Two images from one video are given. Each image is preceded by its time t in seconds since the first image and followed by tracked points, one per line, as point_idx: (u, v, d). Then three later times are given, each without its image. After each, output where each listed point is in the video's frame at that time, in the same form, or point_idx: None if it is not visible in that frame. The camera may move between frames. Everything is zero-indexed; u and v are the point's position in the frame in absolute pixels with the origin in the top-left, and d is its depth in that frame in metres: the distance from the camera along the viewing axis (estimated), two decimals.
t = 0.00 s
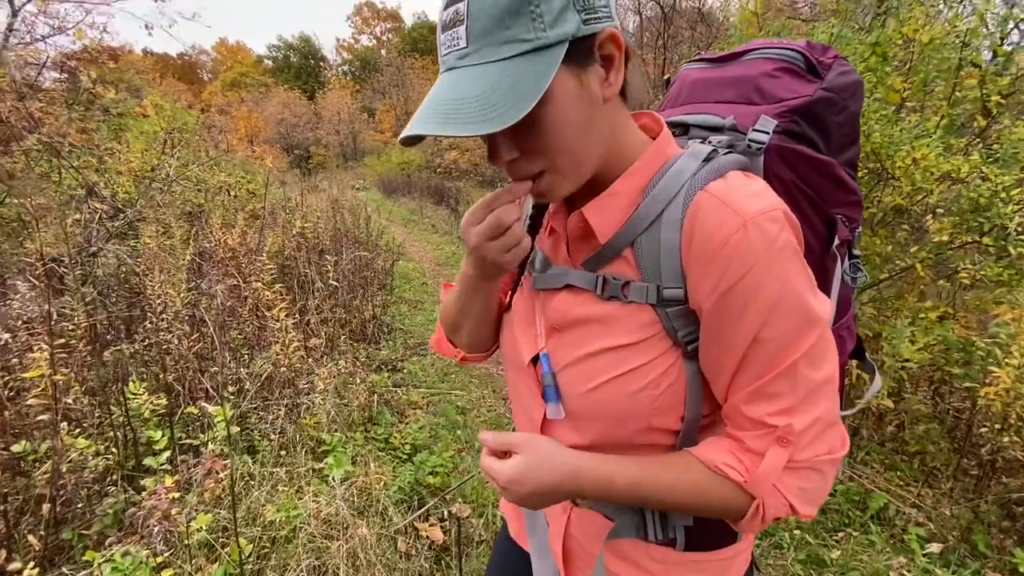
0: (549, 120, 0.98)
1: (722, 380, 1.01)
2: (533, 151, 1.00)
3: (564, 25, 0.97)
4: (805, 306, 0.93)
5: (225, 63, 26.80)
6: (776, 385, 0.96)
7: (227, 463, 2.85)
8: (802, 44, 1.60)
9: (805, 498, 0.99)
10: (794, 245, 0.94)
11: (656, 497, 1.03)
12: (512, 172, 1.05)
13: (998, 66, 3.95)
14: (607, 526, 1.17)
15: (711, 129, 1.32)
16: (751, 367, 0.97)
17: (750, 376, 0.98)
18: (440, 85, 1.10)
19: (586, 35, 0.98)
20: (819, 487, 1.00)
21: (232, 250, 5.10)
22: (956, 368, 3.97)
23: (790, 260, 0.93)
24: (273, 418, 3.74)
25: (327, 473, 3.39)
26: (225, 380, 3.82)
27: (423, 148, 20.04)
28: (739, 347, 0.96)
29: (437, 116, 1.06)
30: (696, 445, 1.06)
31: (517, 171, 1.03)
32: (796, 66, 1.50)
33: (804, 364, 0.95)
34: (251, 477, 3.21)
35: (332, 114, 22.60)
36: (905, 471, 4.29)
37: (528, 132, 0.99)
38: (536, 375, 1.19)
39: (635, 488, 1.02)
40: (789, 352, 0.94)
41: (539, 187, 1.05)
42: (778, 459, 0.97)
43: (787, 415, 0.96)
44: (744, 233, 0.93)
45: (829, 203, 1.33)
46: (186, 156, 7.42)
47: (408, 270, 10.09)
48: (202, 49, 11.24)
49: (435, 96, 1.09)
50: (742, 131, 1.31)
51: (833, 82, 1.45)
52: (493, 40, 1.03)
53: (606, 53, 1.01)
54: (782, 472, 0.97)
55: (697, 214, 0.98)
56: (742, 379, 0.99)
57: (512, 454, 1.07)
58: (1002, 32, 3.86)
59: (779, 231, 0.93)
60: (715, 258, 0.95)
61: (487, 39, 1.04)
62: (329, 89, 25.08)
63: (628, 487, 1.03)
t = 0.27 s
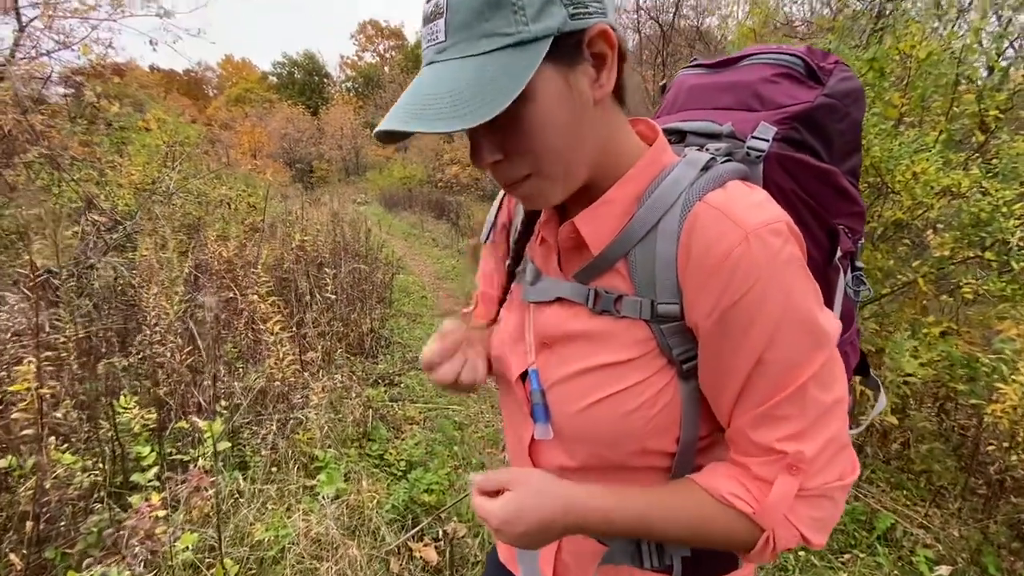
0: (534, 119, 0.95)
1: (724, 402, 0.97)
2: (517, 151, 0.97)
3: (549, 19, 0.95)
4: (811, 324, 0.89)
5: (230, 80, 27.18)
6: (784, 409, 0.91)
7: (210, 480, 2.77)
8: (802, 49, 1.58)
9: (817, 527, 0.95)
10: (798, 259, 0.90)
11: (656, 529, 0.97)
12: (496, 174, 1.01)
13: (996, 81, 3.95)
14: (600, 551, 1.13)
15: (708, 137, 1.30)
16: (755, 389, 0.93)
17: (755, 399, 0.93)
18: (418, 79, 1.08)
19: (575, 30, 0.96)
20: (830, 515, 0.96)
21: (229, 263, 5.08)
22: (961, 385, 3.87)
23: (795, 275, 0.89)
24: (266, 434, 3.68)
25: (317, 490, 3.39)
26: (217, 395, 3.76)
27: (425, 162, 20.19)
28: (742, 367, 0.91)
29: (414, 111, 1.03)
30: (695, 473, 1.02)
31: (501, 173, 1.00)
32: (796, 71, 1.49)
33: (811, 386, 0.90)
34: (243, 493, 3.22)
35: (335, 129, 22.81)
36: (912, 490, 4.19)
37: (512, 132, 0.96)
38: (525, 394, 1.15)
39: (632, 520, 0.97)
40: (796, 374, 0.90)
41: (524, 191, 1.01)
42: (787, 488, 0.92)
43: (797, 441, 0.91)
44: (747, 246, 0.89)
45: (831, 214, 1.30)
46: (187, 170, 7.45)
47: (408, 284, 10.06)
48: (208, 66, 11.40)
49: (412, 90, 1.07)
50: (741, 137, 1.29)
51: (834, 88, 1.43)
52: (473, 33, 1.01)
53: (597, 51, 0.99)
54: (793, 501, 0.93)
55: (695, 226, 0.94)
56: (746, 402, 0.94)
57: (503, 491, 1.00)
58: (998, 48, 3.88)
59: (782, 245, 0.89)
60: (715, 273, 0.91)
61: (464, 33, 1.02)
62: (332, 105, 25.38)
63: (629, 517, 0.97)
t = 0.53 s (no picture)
0: (524, 133, 0.94)
1: (715, 415, 0.94)
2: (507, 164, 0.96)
3: (540, 32, 0.95)
4: (803, 335, 0.87)
5: (235, 95, 27.48)
6: (776, 423, 0.89)
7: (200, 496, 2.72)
8: (794, 61, 1.58)
9: (812, 545, 0.92)
10: (789, 269, 0.88)
11: (644, 544, 0.95)
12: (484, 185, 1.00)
13: (992, 98, 3.98)
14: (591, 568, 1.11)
15: (699, 148, 1.30)
16: (747, 403, 0.90)
17: (747, 412, 0.91)
18: (407, 86, 1.07)
19: (568, 43, 0.95)
20: (825, 532, 0.93)
21: (228, 275, 5.06)
22: (964, 402, 3.81)
23: (786, 286, 0.88)
24: (260, 448, 3.63)
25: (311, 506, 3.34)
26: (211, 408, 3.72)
27: (426, 177, 20.32)
28: (733, 379, 0.89)
29: (402, 119, 1.03)
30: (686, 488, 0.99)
31: (489, 184, 1.00)
32: (787, 83, 1.48)
33: (803, 399, 0.88)
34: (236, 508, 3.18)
35: (338, 144, 23.00)
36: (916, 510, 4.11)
37: (502, 144, 0.95)
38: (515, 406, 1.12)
39: (622, 534, 0.95)
40: (789, 386, 0.88)
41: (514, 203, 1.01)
42: (780, 504, 0.90)
43: (790, 455, 0.89)
44: (737, 257, 0.88)
45: (823, 225, 1.28)
46: (188, 183, 7.48)
47: (407, 298, 10.04)
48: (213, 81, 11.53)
49: (401, 97, 1.06)
50: (731, 149, 1.29)
51: (825, 100, 1.43)
52: (463, 42, 1.00)
53: (590, 66, 0.98)
54: (786, 517, 0.90)
55: (685, 236, 0.92)
56: (738, 415, 0.92)
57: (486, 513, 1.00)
58: (994, 66, 3.91)
59: (773, 256, 0.88)
60: (705, 285, 0.89)
61: (455, 42, 1.01)
62: (335, 121, 25.64)
63: (615, 532, 0.95)
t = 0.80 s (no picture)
0: (524, 140, 0.94)
1: (713, 420, 0.92)
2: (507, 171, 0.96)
3: (542, 42, 0.94)
4: (801, 339, 0.85)
5: (239, 108, 27.77)
6: (774, 426, 0.86)
7: (197, 509, 2.69)
8: (789, 72, 1.59)
9: (811, 553, 0.89)
10: (787, 272, 0.87)
11: (641, 551, 0.93)
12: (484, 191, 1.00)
13: (992, 111, 3.99)
14: None
15: (698, 157, 1.28)
16: (745, 406, 0.88)
17: (745, 416, 0.88)
18: (410, 95, 1.06)
19: (568, 53, 0.95)
20: (826, 540, 0.90)
21: (228, 286, 5.06)
22: (970, 416, 3.75)
23: (782, 288, 0.86)
24: (259, 460, 3.60)
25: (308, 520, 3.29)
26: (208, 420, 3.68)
27: (428, 189, 20.44)
28: (729, 383, 0.87)
29: (403, 126, 1.02)
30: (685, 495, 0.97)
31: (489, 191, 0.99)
32: (783, 93, 1.48)
33: (803, 404, 0.85)
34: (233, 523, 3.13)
35: (341, 156, 23.17)
36: (922, 526, 4.05)
37: (502, 150, 0.95)
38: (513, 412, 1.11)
39: (617, 539, 0.92)
40: (787, 389, 0.85)
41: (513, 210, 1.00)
42: (778, 509, 0.87)
43: (789, 460, 0.86)
44: (734, 260, 0.86)
45: (821, 232, 1.26)
46: (191, 194, 7.52)
47: (408, 309, 10.03)
48: (217, 95, 11.65)
49: (403, 106, 1.05)
50: (729, 157, 1.27)
51: (821, 109, 1.43)
52: (465, 53, 1.00)
53: (589, 75, 0.98)
54: (784, 523, 0.87)
55: (683, 240, 0.91)
56: (736, 419, 0.89)
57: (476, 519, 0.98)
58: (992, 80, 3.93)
59: (770, 258, 0.86)
60: (701, 288, 0.88)
61: (457, 52, 1.01)
62: (338, 134, 25.87)
63: (611, 539, 0.93)
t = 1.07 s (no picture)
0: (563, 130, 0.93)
1: (746, 426, 0.91)
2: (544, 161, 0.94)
3: (585, 34, 0.95)
4: (836, 341, 0.84)
5: (243, 119, 28.00)
6: (811, 431, 0.85)
7: (200, 522, 2.65)
8: (805, 83, 1.58)
9: (850, 563, 0.87)
10: (819, 272, 0.86)
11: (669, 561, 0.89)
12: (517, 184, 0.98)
13: (998, 121, 3.98)
14: None
15: (716, 165, 1.27)
16: (779, 410, 0.87)
17: (780, 420, 0.87)
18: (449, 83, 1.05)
19: (609, 49, 0.95)
20: (866, 549, 0.88)
21: (231, 295, 5.05)
22: (982, 428, 3.69)
23: (815, 289, 0.85)
24: (260, 470, 3.56)
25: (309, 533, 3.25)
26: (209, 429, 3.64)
27: (430, 200, 20.51)
28: (763, 386, 0.86)
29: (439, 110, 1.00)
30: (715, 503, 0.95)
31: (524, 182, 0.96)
32: (800, 104, 1.47)
33: (840, 408, 0.84)
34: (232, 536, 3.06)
35: (344, 167, 23.28)
36: (934, 540, 3.97)
37: (538, 140, 0.93)
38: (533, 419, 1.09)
39: (646, 547, 0.89)
40: (823, 392, 0.84)
41: (545, 207, 0.98)
42: (818, 516, 0.85)
43: (827, 465, 0.84)
44: (766, 261, 0.86)
45: (841, 240, 1.24)
46: (195, 203, 7.53)
47: (410, 319, 10.01)
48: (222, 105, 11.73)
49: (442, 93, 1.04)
50: (749, 165, 1.26)
51: (839, 120, 1.41)
52: (507, 41, 1.00)
53: (624, 75, 0.98)
54: (825, 531, 0.85)
55: (712, 242, 0.91)
56: (771, 423, 0.88)
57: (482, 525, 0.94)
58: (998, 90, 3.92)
59: (802, 259, 0.86)
60: (733, 289, 0.87)
61: (501, 41, 1.01)
62: (341, 145, 26.04)
63: (638, 547, 0.89)
